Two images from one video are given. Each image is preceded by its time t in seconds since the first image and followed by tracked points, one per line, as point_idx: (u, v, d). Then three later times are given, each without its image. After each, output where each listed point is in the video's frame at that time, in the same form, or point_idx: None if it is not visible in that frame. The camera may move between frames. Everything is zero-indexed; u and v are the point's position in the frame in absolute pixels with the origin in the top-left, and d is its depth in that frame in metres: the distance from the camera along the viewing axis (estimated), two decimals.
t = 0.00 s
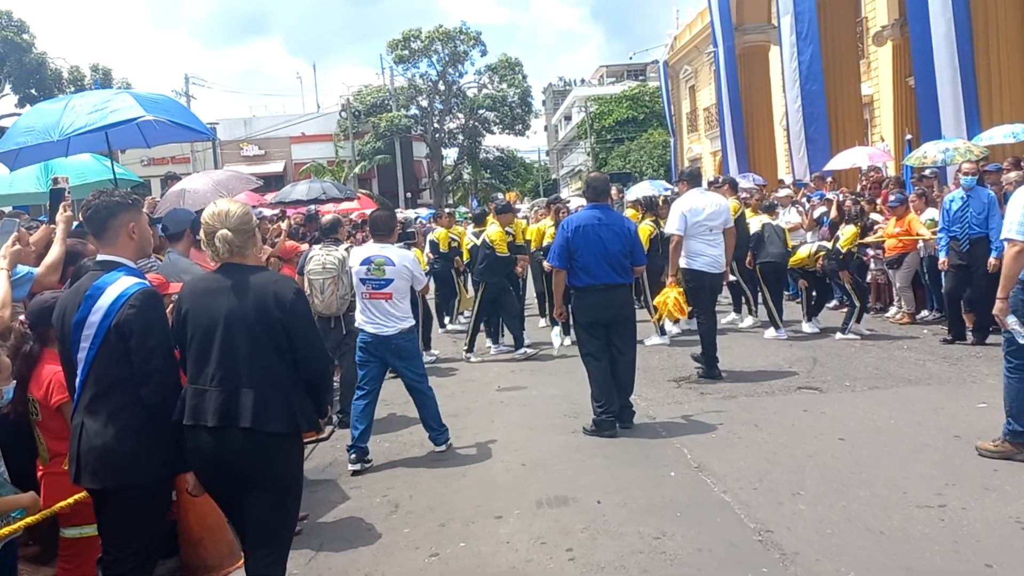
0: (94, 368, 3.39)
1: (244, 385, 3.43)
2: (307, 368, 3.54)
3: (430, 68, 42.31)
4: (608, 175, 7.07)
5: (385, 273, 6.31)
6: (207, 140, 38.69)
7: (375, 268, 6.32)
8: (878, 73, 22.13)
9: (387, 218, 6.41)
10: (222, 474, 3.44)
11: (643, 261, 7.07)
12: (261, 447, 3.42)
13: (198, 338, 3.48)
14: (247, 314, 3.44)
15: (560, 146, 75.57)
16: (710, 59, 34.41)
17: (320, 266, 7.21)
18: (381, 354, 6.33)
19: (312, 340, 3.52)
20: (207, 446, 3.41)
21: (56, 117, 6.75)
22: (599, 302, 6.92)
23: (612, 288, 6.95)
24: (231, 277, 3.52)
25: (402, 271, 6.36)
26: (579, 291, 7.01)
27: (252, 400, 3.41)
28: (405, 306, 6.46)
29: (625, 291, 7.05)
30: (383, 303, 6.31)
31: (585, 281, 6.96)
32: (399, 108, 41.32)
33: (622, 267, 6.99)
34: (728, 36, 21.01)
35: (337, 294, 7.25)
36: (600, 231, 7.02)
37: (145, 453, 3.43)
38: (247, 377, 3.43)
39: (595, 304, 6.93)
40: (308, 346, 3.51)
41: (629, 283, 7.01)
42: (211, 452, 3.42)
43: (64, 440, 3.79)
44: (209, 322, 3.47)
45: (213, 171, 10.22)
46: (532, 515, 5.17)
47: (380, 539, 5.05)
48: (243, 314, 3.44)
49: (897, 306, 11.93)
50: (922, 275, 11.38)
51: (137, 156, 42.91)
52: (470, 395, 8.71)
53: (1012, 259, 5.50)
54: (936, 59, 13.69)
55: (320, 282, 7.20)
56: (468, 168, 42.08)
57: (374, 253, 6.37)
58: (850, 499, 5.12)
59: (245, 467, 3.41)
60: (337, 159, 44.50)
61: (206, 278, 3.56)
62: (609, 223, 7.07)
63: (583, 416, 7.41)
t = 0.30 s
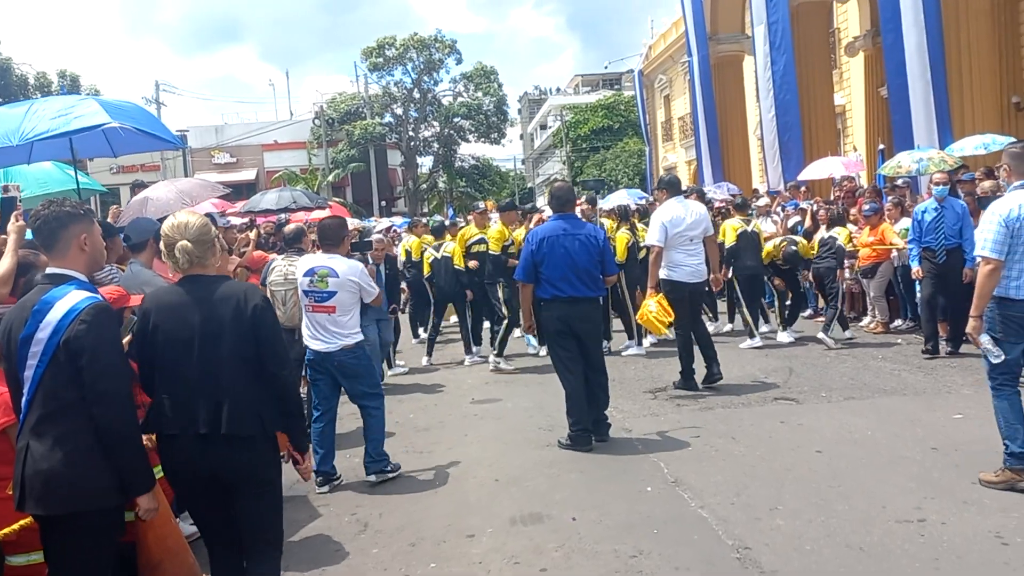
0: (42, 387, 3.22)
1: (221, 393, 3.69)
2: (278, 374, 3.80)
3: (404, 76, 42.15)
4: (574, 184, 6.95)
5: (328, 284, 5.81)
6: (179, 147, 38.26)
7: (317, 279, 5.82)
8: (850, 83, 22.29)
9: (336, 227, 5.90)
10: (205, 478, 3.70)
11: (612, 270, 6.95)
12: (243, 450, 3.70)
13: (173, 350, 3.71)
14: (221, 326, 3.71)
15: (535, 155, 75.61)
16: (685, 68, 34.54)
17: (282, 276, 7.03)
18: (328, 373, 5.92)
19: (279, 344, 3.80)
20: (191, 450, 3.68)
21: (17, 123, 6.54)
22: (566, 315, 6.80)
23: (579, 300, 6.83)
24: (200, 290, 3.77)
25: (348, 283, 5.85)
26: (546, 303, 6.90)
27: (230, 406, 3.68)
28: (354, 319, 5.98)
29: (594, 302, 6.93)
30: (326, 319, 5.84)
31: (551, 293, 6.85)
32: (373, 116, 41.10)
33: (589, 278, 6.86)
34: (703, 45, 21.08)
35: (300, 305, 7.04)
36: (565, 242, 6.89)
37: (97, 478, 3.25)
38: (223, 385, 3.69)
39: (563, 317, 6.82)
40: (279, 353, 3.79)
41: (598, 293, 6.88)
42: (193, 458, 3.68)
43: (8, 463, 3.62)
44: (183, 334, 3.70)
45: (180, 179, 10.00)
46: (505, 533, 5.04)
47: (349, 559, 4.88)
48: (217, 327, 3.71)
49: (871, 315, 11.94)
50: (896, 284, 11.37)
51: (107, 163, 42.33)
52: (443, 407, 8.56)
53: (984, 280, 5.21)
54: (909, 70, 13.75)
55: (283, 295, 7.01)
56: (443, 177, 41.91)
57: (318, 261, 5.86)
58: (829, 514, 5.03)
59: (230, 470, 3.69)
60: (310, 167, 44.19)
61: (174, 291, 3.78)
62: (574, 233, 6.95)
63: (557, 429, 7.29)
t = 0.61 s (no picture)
0: (12, 387, 3.14)
1: (205, 380, 3.86)
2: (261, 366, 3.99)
3: (399, 78, 42.05)
4: (557, 186, 6.88)
5: (313, 287, 5.73)
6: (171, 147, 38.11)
7: (302, 283, 5.74)
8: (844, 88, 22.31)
9: (318, 227, 5.82)
10: (189, 462, 3.85)
11: (598, 271, 6.85)
12: (226, 435, 3.90)
13: (157, 341, 3.86)
14: (205, 318, 3.90)
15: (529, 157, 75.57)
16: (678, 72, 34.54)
17: (262, 277, 6.89)
18: (311, 381, 5.81)
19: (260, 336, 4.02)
20: (176, 435, 3.83)
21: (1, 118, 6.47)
22: (551, 319, 6.75)
23: (565, 304, 6.77)
24: (184, 284, 3.95)
25: (333, 285, 5.78)
26: (532, 306, 6.87)
27: (215, 392, 3.86)
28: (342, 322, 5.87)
29: (581, 304, 6.86)
30: (312, 321, 5.73)
31: (536, 297, 6.81)
32: (367, 117, 41.00)
33: (573, 282, 6.79)
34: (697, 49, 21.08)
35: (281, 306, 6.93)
36: (547, 245, 6.84)
37: (68, 479, 3.19)
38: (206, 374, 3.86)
39: (548, 320, 6.77)
40: (261, 345, 3.99)
41: (584, 296, 6.82)
42: (177, 442, 3.83)
43: None
44: (167, 327, 3.86)
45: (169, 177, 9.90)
46: (489, 538, 4.98)
47: (330, 563, 4.82)
48: (202, 320, 3.89)
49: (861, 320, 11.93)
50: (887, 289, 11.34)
51: (99, 162, 42.17)
52: (430, 409, 8.50)
53: (958, 294, 5.16)
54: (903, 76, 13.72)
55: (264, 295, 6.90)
56: (436, 178, 41.81)
57: (300, 264, 5.80)
58: (816, 520, 4.99)
59: (214, 453, 3.89)
60: (303, 167, 44.08)
61: (157, 286, 3.93)
62: (557, 236, 6.89)
63: (545, 433, 7.24)
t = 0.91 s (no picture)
0: None
1: (174, 377, 4.02)
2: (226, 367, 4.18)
3: (392, 79, 41.97)
4: (549, 189, 6.80)
5: (292, 289, 5.67)
6: (163, 147, 38.00)
7: (280, 284, 5.68)
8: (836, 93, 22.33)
9: (296, 228, 5.79)
10: (155, 455, 3.99)
11: (590, 277, 6.81)
12: (192, 431, 4.06)
13: (129, 339, 4.01)
14: (177, 319, 4.06)
15: (524, 160, 75.60)
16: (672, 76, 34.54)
17: (241, 281, 6.79)
18: (289, 385, 5.70)
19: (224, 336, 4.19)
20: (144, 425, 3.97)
21: None
22: (543, 323, 6.67)
23: (557, 310, 6.68)
24: (155, 286, 4.10)
25: (313, 287, 5.74)
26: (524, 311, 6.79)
27: (182, 388, 4.02)
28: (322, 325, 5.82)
29: (573, 309, 6.77)
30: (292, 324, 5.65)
31: (527, 302, 6.74)
32: (360, 118, 40.94)
33: (565, 287, 6.71)
34: (688, 53, 21.18)
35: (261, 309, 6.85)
36: (540, 249, 6.77)
37: (34, 481, 3.14)
38: (176, 372, 4.02)
39: (538, 324, 6.69)
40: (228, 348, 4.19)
41: (576, 302, 6.74)
42: (144, 436, 3.97)
43: None
44: (140, 326, 4.01)
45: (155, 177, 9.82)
46: (469, 544, 4.94)
47: (308, 569, 4.76)
48: (174, 320, 4.05)
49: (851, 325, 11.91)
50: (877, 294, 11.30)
51: (91, 162, 42.06)
52: (417, 413, 8.46)
53: (939, 302, 5.12)
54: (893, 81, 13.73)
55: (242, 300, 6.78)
56: (430, 181, 41.75)
57: (279, 266, 5.73)
58: (799, 528, 4.95)
59: (179, 447, 4.04)
60: (296, 168, 44.00)
61: (129, 287, 4.08)
62: (550, 240, 6.82)
63: (531, 438, 7.19)
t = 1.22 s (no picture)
0: None
1: (136, 370, 3.99)
2: (189, 353, 4.18)
3: (387, 79, 41.92)
4: (556, 188, 6.67)
5: (260, 292, 5.58)
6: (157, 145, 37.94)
7: (249, 287, 5.60)
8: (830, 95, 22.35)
9: (267, 228, 5.70)
10: (123, 446, 3.99)
11: (592, 278, 6.70)
12: (158, 419, 4.05)
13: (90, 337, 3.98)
14: (137, 314, 4.03)
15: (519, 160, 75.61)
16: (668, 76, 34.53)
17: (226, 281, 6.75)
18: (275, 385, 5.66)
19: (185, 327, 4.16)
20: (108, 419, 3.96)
21: None
22: (544, 323, 6.56)
23: (556, 311, 6.58)
24: (113, 281, 4.05)
25: (281, 290, 5.61)
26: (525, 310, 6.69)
27: (145, 380, 4.00)
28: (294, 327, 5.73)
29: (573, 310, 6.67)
30: (259, 327, 5.58)
31: (526, 300, 6.66)
32: (355, 117, 40.90)
33: (568, 288, 6.61)
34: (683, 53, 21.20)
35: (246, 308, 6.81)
36: (544, 249, 6.68)
37: (12, 481, 3.13)
38: (138, 365, 4.00)
39: (534, 325, 6.61)
40: (190, 336, 4.18)
41: (578, 303, 6.64)
42: (111, 429, 3.96)
43: None
44: (102, 324, 4.00)
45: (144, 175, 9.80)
46: (455, 544, 4.92)
47: (292, 568, 4.74)
48: (134, 315, 4.02)
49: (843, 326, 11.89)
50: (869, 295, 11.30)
51: (85, 160, 41.98)
52: (408, 413, 8.44)
53: (943, 302, 5.08)
54: (885, 81, 13.75)
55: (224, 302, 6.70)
56: (425, 180, 41.71)
57: (249, 268, 5.63)
58: (786, 528, 4.95)
59: (145, 437, 4.02)
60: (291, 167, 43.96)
61: (89, 285, 4.03)
62: (554, 240, 6.72)
63: (520, 438, 7.17)
